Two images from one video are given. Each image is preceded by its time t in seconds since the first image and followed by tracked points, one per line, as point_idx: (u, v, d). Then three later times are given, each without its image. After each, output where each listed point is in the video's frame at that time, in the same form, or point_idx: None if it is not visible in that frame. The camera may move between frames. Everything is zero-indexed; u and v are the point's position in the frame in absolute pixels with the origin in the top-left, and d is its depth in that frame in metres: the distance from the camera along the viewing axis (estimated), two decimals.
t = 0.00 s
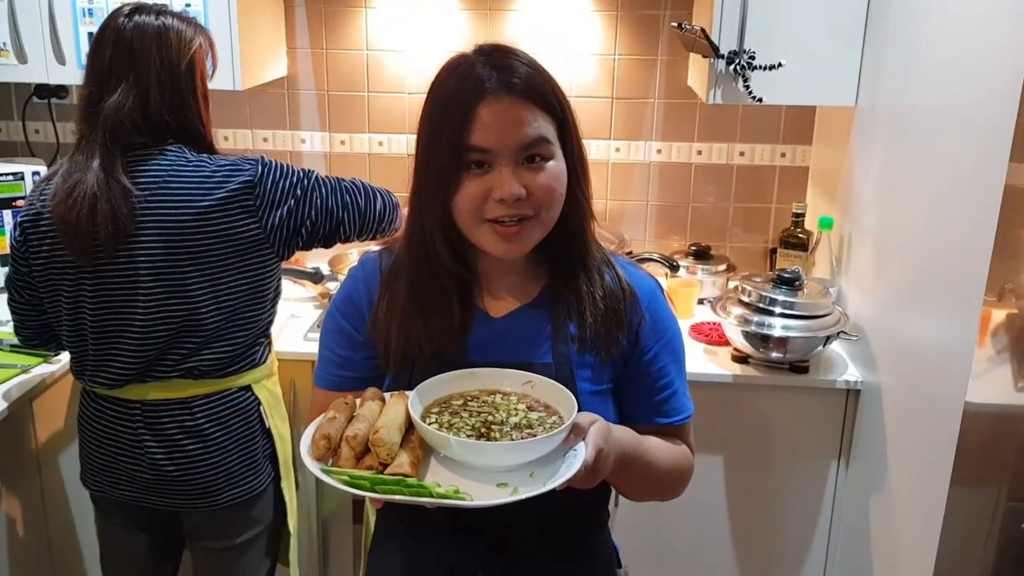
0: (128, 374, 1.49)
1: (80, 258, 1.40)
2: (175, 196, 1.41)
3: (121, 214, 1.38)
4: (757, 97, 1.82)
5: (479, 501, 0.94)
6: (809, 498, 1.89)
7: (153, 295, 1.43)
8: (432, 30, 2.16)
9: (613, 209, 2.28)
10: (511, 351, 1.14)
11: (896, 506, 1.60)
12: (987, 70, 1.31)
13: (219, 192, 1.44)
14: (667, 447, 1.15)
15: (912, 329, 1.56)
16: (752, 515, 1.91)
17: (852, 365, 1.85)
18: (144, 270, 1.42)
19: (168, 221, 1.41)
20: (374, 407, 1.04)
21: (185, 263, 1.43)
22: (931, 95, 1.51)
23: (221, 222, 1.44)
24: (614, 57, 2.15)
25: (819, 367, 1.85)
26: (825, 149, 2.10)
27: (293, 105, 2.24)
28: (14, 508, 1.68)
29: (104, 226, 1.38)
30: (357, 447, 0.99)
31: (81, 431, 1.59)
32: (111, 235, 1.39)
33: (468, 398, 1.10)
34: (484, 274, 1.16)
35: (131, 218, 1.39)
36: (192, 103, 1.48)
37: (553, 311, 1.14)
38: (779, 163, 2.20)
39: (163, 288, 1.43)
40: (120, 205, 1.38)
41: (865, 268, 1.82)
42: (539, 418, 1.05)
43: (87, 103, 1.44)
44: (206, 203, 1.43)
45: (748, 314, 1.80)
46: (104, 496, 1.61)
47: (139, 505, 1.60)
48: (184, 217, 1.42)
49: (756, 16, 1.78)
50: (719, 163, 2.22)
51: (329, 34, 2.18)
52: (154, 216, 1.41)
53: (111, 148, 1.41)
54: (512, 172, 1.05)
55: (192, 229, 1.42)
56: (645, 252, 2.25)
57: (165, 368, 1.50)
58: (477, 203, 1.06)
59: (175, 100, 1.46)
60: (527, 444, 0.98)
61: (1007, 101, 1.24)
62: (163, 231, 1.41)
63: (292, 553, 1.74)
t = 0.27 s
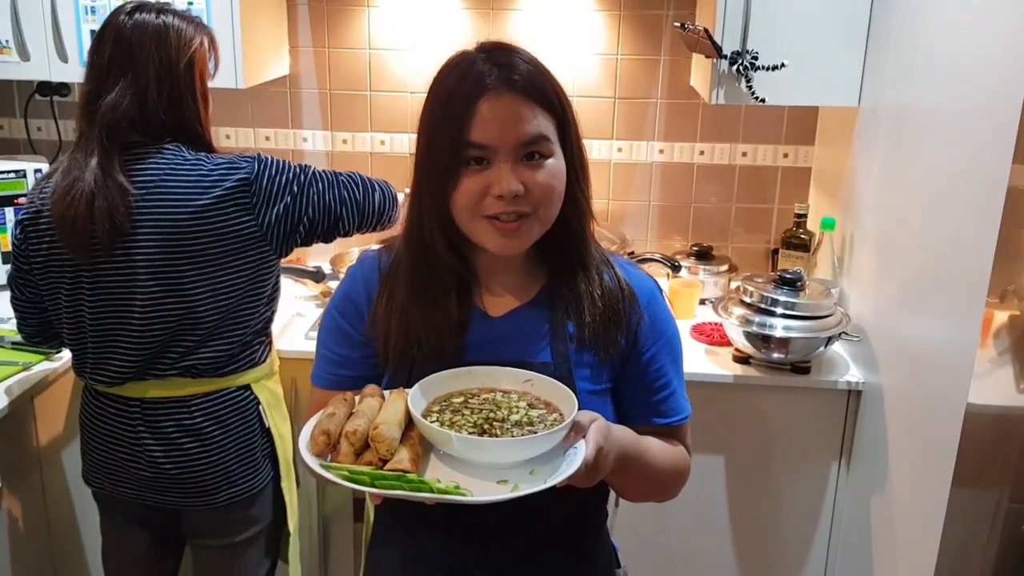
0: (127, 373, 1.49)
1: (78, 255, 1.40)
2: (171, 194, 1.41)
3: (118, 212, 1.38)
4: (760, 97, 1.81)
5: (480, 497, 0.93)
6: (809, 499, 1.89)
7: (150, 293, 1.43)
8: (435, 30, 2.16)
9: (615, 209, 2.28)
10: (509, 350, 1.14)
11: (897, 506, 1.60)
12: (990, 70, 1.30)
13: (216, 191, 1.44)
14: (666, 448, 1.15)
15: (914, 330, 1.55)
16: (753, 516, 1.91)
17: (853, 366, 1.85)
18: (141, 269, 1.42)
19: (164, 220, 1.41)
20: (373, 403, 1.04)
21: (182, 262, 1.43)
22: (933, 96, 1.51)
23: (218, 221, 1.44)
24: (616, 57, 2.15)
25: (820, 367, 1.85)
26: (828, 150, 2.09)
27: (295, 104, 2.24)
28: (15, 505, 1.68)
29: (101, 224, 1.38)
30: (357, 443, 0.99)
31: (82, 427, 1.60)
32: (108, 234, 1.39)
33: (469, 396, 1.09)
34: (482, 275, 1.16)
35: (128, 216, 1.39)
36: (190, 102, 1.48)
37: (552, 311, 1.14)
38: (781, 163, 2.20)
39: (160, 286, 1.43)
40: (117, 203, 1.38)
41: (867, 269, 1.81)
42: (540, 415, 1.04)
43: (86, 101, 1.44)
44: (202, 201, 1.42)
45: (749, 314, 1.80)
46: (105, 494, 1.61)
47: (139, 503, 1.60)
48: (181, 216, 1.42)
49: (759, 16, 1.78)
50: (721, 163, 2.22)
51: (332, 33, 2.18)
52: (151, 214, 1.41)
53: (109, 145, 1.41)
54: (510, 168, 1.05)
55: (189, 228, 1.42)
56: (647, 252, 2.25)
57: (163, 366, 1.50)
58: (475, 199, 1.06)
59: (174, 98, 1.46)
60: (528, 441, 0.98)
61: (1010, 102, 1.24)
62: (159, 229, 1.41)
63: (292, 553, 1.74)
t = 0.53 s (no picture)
0: (125, 373, 1.49)
1: (76, 255, 1.41)
2: (169, 194, 1.41)
3: (115, 213, 1.38)
4: (761, 97, 1.81)
5: (483, 495, 0.93)
6: (811, 499, 1.89)
7: (147, 294, 1.43)
8: (437, 29, 2.16)
9: (616, 209, 2.28)
10: (509, 349, 1.14)
11: (898, 506, 1.60)
12: (992, 71, 1.30)
13: (212, 190, 1.44)
14: (666, 446, 1.15)
15: (916, 330, 1.55)
16: (754, 516, 1.91)
17: (855, 366, 1.84)
18: (138, 269, 1.42)
19: (161, 219, 1.41)
20: (375, 400, 1.04)
21: (179, 262, 1.43)
22: (935, 96, 1.51)
23: (215, 220, 1.44)
24: (618, 57, 2.15)
25: (822, 367, 1.85)
26: (830, 149, 2.09)
27: (297, 103, 2.24)
28: (16, 503, 1.68)
29: (98, 224, 1.38)
30: (360, 440, 0.99)
31: (81, 427, 1.60)
32: (105, 234, 1.39)
33: (471, 393, 1.09)
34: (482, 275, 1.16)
35: (125, 216, 1.39)
36: (187, 101, 1.48)
37: (552, 309, 1.14)
38: (783, 163, 2.20)
39: (157, 286, 1.43)
40: (114, 203, 1.38)
41: (869, 269, 1.81)
42: (543, 412, 1.04)
43: (84, 101, 1.44)
44: (199, 201, 1.42)
45: (750, 314, 1.80)
46: (105, 493, 1.61)
47: (138, 503, 1.60)
48: (177, 216, 1.42)
49: (761, 16, 1.77)
50: (723, 163, 2.21)
51: (334, 32, 2.18)
52: (148, 215, 1.41)
53: (107, 145, 1.41)
54: (511, 163, 1.05)
55: (186, 227, 1.42)
56: (649, 251, 2.25)
57: (161, 366, 1.50)
58: (474, 193, 1.06)
59: (171, 97, 1.46)
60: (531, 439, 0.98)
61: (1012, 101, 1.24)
62: (156, 229, 1.41)
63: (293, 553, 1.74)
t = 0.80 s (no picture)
0: (124, 372, 1.49)
1: (76, 254, 1.41)
2: (170, 194, 1.41)
3: (115, 212, 1.38)
4: (762, 97, 1.81)
5: (485, 492, 0.93)
6: (811, 498, 1.89)
7: (147, 293, 1.43)
8: (438, 28, 2.16)
9: (617, 209, 2.28)
10: (508, 349, 1.14)
11: (898, 506, 1.60)
12: (992, 71, 1.30)
13: (213, 191, 1.44)
14: (665, 440, 1.15)
15: (916, 330, 1.55)
16: (754, 516, 1.91)
17: (855, 365, 1.84)
18: (138, 269, 1.42)
19: (162, 219, 1.41)
20: (374, 400, 1.04)
21: (179, 262, 1.43)
22: (936, 96, 1.51)
23: (216, 221, 1.44)
24: (619, 56, 2.15)
25: (822, 367, 1.85)
26: (830, 149, 2.09)
27: (298, 102, 2.24)
28: (16, 502, 1.68)
29: (99, 223, 1.38)
30: (360, 440, 0.99)
31: (77, 427, 1.60)
32: (105, 233, 1.39)
33: (470, 390, 1.09)
34: (480, 273, 1.16)
35: (126, 215, 1.39)
36: (189, 101, 1.48)
37: (551, 308, 1.14)
38: (783, 163, 2.20)
39: (157, 286, 1.43)
40: (115, 202, 1.38)
41: (869, 269, 1.81)
42: (542, 408, 1.04)
43: (85, 99, 1.44)
44: (200, 202, 1.42)
45: (751, 314, 1.80)
46: (104, 493, 1.61)
47: (135, 504, 1.60)
48: (178, 216, 1.42)
49: (762, 16, 1.77)
50: (724, 163, 2.21)
51: (335, 31, 2.18)
52: (149, 214, 1.41)
53: (108, 144, 1.41)
54: (513, 142, 1.05)
55: (187, 228, 1.42)
56: (649, 251, 2.25)
57: (159, 366, 1.50)
58: (476, 168, 1.06)
59: (173, 98, 1.46)
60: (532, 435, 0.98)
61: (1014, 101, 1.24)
62: (156, 229, 1.41)
63: (291, 553, 1.75)
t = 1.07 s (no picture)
0: (126, 372, 1.49)
1: (79, 253, 1.41)
2: (174, 194, 1.41)
3: (119, 211, 1.38)
4: (764, 97, 1.82)
5: (489, 497, 0.93)
6: (812, 498, 1.89)
7: (150, 293, 1.43)
8: (440, 28, 2.16)
9: (619, 208, 2.28)
10: (509, 349, 1.14)
11: (900, 506, 1.60)
12: (995, 71, 1.30)
13: (218, 192, 1.44)
14: (664, 443, 1.16)
15: (918, 330, 1.55)
16: (755, 516, 1.91)
17: (857, 366, 1.84)
18: (142, 268, 1.42)
19: (166, 219, 1.41)
20: (376, 404, 1.04)
21: (182, 262, 1.43)
22: (938, 97, 1.51)
23: (220, 222, 1.44)
24: (621, 56, 2.15)
25: (824, 367, 1.85)
26: (832, 149, 2.09)
27: (300, 102, 2.24)
28: (18, 502, 1.68)
29: (103, 222, 1.38)
30: (362, 444, 0.98)
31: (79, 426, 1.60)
32: (109, 232, 1.39)
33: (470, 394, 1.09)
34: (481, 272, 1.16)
35: (130, 215, 1.39)
36: (193, 102, 1.48)
37: (551, 307, 1.14)
38: (785, 163, 2.20)
39: (160, 285, 1.43)
40: (119, 202, 1.38)
41: (871, 269, 1.81)
42: (543, 413, 1.05)
43: (89, 98, 1.44)
44: (203, 202, 1.42)
45: (753, 314, 1.80)
46: (105, 492, 1.61)
47: (136, 503, 1.60)
48: (182, 216, 1.42)
49: (764, 15, 1.77)
50: (726, 163, 2.21)
51: (337, 31, 2.18)
52: (153, 214, 1.41)
53: (112, 143, 1.41)
54: (512, 147, 1.05)
55: (191, 228, 1.42)
56: (650, 251, 2.25)
57: (161, 366, 1.50)
58: (472, 168, 1.06)
59: (177, 98, 1.46)
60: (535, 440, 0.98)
61: (1016, 101, 1.24)
62: (160, 229, 1.41)
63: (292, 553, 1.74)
